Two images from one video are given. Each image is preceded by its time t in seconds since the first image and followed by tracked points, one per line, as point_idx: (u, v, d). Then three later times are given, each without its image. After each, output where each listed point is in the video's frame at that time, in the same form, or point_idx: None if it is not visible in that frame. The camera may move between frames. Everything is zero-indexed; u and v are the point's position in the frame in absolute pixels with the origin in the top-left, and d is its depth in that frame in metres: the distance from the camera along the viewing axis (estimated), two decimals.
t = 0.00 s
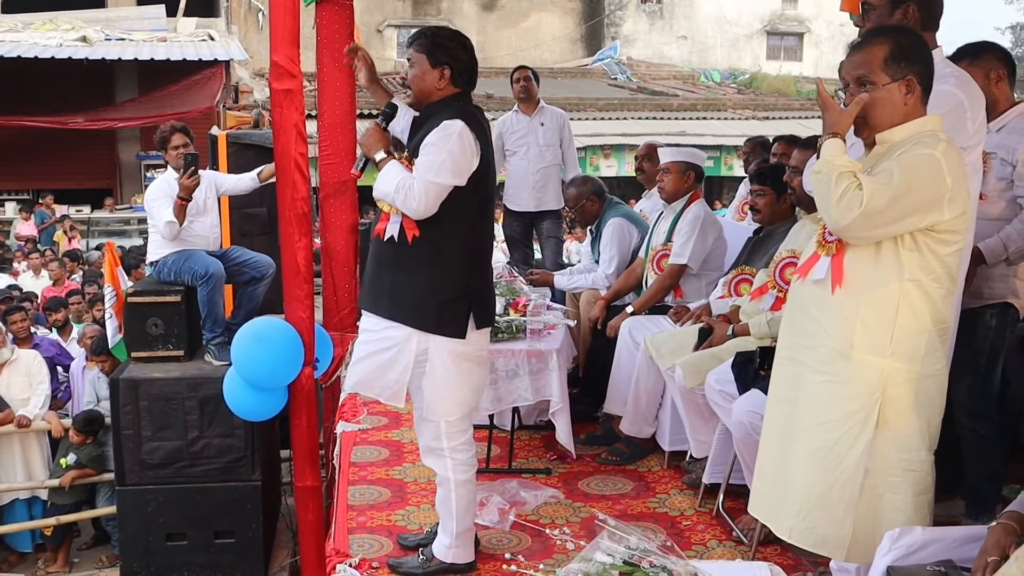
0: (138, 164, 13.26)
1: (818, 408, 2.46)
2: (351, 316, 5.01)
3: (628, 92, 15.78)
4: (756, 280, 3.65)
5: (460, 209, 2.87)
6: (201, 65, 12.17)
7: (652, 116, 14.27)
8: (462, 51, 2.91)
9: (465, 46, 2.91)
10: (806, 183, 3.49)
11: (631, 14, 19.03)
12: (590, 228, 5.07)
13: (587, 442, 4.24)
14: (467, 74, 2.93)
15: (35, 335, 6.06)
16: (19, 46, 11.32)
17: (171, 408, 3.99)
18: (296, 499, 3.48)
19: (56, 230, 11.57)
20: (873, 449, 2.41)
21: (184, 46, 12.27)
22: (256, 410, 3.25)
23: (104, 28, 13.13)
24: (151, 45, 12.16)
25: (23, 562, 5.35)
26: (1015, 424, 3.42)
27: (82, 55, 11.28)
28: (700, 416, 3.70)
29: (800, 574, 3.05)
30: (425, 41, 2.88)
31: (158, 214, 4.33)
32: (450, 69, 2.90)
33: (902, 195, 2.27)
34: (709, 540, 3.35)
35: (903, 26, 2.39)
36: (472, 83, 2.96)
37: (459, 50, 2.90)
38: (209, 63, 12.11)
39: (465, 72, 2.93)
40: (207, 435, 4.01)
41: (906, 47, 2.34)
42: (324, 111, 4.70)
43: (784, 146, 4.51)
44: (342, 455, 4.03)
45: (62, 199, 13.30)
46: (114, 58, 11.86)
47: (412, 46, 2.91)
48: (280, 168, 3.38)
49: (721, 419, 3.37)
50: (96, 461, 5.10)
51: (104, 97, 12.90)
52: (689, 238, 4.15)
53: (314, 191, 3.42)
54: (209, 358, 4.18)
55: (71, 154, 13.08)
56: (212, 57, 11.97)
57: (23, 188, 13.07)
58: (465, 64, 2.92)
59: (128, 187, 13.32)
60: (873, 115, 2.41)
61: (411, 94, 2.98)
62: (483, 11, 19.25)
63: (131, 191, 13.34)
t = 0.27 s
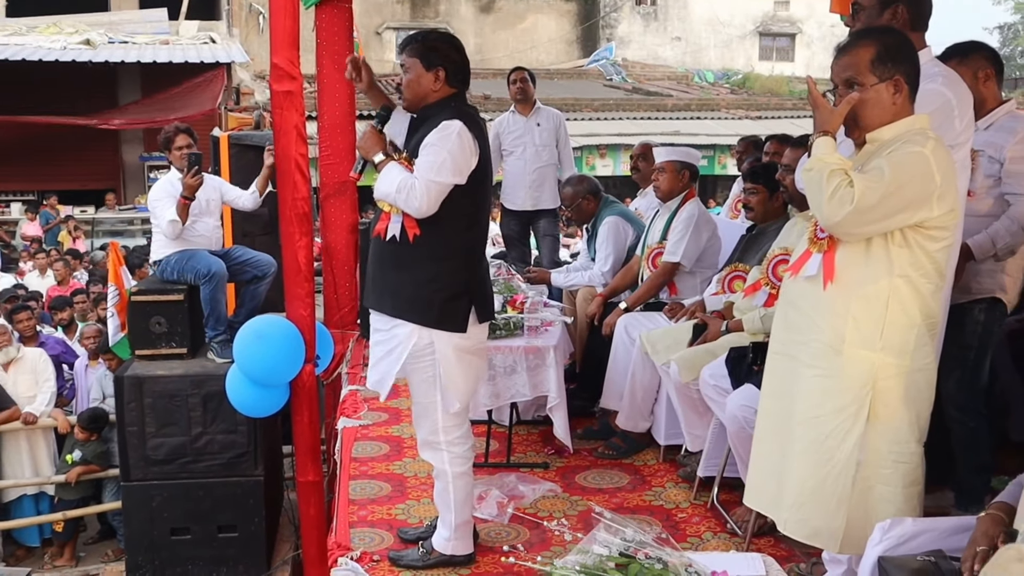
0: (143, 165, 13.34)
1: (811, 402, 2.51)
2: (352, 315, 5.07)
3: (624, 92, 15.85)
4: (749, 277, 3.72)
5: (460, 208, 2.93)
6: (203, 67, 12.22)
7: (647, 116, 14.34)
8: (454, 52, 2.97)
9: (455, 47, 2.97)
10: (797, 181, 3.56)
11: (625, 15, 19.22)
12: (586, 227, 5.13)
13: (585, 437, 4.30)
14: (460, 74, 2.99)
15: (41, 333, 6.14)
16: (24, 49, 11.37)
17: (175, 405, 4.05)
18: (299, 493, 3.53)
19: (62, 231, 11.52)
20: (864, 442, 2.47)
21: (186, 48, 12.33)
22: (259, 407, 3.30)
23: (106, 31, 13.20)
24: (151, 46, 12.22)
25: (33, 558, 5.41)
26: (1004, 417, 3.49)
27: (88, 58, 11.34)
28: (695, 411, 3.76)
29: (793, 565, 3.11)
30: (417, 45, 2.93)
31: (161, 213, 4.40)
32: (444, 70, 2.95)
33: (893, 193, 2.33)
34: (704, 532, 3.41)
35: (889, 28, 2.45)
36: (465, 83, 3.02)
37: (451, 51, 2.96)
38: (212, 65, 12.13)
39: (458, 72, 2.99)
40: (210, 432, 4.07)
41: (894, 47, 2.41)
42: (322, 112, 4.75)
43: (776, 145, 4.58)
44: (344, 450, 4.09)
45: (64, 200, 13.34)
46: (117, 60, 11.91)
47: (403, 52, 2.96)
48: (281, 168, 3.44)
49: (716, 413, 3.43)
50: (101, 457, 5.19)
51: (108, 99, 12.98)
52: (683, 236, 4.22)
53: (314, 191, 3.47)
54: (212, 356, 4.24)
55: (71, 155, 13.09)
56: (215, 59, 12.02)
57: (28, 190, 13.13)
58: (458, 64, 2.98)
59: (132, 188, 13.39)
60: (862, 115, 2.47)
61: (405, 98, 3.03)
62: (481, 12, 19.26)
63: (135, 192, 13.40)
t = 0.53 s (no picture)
0: (145, 166, 13.37)
1: (802, 397, 2.57)
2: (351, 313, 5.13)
3: (619, 93, 15.91)
4: (741, 276, 3.78)
5: (458, 208, 2.98)
6: (204, 70, 12.27)
7: (641, 117, 14.41)
8: (444, 55, 3.03)
9: (446, 52, 3.03)
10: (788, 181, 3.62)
11: (620, 17, 19.29)
12: (581, 226, 5.20)
13: (580, 433, 4.36)
14: (452, 77, 3.05)
15: (45, 332, 6.19)
16: (29, 52, 11.43)
17: (177, 402, 4.10)
18: (300, 489, 3.58)
19: (64, 231, 11.56)
20: (854, 437, 2.52)
21: (188, 51, 12.39)
22: (261, 403, 3.35)
23: (106, 32, 13.25)
24: (151, 48, 12.27)
25: (36, 555, 5.47)
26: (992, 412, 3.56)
27: (92, 62, 11.39)
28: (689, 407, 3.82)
29: (784, 558, 3.16)
30: (410, 50, 2.99)
31: (163, 213, 4.47)
32: (435, 74, 3.01)
33: (882, 191, 2.39)
34: (697, 527, 3.47)
35: (876, 31, 2.51)
36: (457, 85, 3.08)
37: (440, 55, 3.02)
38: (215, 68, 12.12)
39: (450, 75, 3.05)
40: (211, 428, 4.12)
41: (880, 50, 2.46)
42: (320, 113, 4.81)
43: (768, 146, 4.63)
44: (343, 447, 4.15)
45: (64, 200, 13.39)
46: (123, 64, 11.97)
47: (396, 58, 3.02)
48: (280, 168, 3.50)
49: (709, 410, 3.49)
50: (104, 453, 5.22)
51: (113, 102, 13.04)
52: (678, 236, 4.27)
53: (313, 191, 3.52)
54: (212, 355, 4.29)
55: (71, 155, 13.12)
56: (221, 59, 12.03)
57: (33, 190, 13.17)
58: (450, 66, 3.04)
59: (135, 188, 13.43)
60: (851, 116, 2.53)
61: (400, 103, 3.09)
62: (477, 15, 19.14)
63: (137, 193, 13.44)
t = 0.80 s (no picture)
0: (147, 164, 13.34)
1: (805, 397, 2.57)
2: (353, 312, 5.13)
3: (620, 93, 15.91)
4: (744, 276, 3.78)
5: (461, 208, 2.98)
6: (207, 70, 12.28)
7: (642, 117, 14.42)
8: (451, 54, 3.03)
9: (454, 52, 3.03)
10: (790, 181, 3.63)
11: (622, 17, 19.27)
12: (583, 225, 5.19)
13: (582, 433, 4.36)
14: (458, 77, 3.05)
15: (47, 331, 6.22)
16: (30, 51, 11.44)
17: (179, 401, 4.11)
18: (303, 488, 3.57)
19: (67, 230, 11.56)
20: (858, 437, 2.52)
21: (189, 50, 12.39)
22: (265, 403, 3.35)
23: (110, 32, 13.27)
24: (154, 48, 12.29)
25: (39, 552, 5.48)
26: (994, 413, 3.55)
27: (93, 60, 11.40)
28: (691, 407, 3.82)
29: (787, 558, 3.16)
30: (417, 49, 3.00)
31: (165, 212, 4.47)
32: (442, 74, 3.01)
33: (888, 193, 2.39)
34: (699, 526, 3.47)
35: (882, 32, 2.51)
36: (463, 85, 3.08)
37: (449, 55, 3.02)
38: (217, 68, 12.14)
39: (456, 75, 3.05)
40: (213, 427, 4.13)
41: (886, 51, 2.46)
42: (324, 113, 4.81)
43: (771, 146, 4.62)
44: (345, 446, 4.15)
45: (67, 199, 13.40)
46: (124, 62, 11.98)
47: (404, 55, 3.02)
48: (283, 168, 3.50)
49: (711, 409, 3.49)
50: (107, 452, 5.23)
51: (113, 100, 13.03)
52: (681, 236, 4.28)
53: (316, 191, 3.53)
54: (214, 353, 4.28)
55: (74, 154, 13.14)
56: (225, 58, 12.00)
57: (35, 189, 13.18)
58: (456, 66, 3.04)
59: (137, 187, 13.43)
60: (857, 117, 2.53)
61: (406, 102, 3.09)
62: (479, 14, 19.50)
63: (139, 191, 13.45)
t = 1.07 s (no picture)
0: (148, 164, 13.33)
1: (806, 396, 2.57)
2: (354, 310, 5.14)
3: (621, 92, 15.91)
4: (744, 274, 3.79)
5: (462, 205, 2.99)
6: (207, 69, 12.28)
7: (642, 116, 14.41)
8: (464, 54, 3.03)
9: (466, 51, 3.03)
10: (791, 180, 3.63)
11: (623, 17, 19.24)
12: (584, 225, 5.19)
13: (582, 432, 4.37)
14: (470, 76, 3.05)
15: (48, 331, 6.22)
16: (31, 50, 11.44)
17: (179, 400, 4.11)
18: (304, 487, 3.56)
19: (67, 229, 11.55)
20: (858, 435, 2.53)
21: (190, 49, 12.40)
22: (266, 400, 3.34)
23: (111, 31, 13.28)
24: (155, 47, 12.29)
25: (40, 551, 5.49)
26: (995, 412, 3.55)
27: (93, 59, 11.39)
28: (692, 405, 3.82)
29: (787, 556, 3.16)
30: (431, 46, 2.99)
31: (167, 211, 4.49)
32: (454, 72, 3.01)
33: (889, 189, 2.39)
34: (700, 525, 3.47)
35: (884, 32, 2.52)
36: (474, 85, 3.08)
37: (462, 54, 3.02)
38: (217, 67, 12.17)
39: (469, 75, 3.05)
40: (214, 426, 4.13)
41: (887, 50, 2.46)
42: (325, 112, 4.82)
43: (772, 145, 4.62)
44: (345, 445, 4.15)
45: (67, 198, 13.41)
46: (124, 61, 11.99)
47: (417, 52, 3.01)
48: (283, 166, 3.49)
49: (711, 408, 3.49)
50: (108, 451, 5.23)
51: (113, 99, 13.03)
52: (682, 235, 4.28)
53: (316, 189, 3.52)
54: (215, 352, 4.29)
55: (75, 153, 13.15)
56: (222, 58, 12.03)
57: (36, 188, 13.19)
58: (469, 66, 3.04)
59: (137, 186, 13.43)
60: (858, 116, 2.53)
61: (415, 99, 3.09)
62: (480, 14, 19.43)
63: (140, 191, 13.46)
